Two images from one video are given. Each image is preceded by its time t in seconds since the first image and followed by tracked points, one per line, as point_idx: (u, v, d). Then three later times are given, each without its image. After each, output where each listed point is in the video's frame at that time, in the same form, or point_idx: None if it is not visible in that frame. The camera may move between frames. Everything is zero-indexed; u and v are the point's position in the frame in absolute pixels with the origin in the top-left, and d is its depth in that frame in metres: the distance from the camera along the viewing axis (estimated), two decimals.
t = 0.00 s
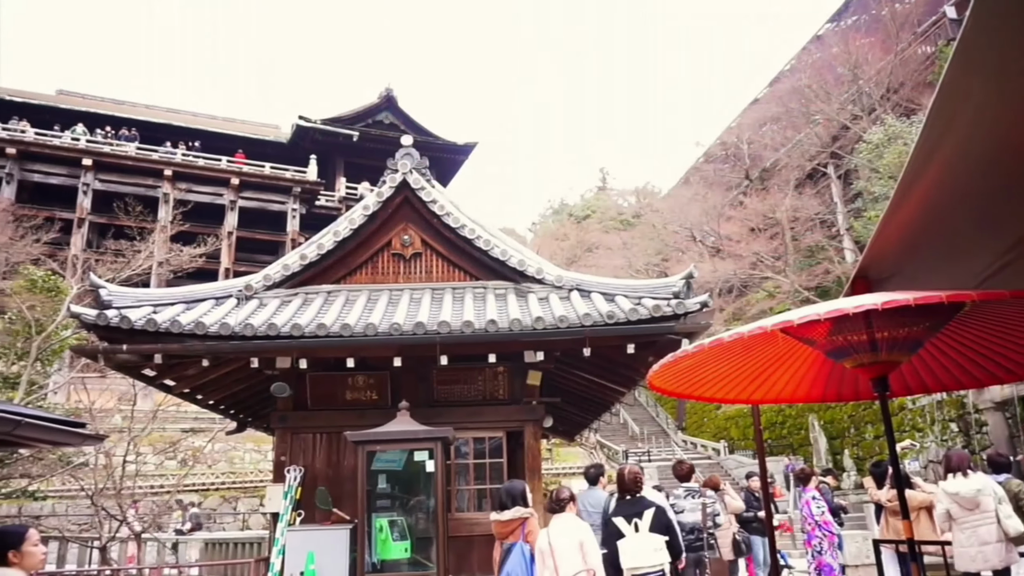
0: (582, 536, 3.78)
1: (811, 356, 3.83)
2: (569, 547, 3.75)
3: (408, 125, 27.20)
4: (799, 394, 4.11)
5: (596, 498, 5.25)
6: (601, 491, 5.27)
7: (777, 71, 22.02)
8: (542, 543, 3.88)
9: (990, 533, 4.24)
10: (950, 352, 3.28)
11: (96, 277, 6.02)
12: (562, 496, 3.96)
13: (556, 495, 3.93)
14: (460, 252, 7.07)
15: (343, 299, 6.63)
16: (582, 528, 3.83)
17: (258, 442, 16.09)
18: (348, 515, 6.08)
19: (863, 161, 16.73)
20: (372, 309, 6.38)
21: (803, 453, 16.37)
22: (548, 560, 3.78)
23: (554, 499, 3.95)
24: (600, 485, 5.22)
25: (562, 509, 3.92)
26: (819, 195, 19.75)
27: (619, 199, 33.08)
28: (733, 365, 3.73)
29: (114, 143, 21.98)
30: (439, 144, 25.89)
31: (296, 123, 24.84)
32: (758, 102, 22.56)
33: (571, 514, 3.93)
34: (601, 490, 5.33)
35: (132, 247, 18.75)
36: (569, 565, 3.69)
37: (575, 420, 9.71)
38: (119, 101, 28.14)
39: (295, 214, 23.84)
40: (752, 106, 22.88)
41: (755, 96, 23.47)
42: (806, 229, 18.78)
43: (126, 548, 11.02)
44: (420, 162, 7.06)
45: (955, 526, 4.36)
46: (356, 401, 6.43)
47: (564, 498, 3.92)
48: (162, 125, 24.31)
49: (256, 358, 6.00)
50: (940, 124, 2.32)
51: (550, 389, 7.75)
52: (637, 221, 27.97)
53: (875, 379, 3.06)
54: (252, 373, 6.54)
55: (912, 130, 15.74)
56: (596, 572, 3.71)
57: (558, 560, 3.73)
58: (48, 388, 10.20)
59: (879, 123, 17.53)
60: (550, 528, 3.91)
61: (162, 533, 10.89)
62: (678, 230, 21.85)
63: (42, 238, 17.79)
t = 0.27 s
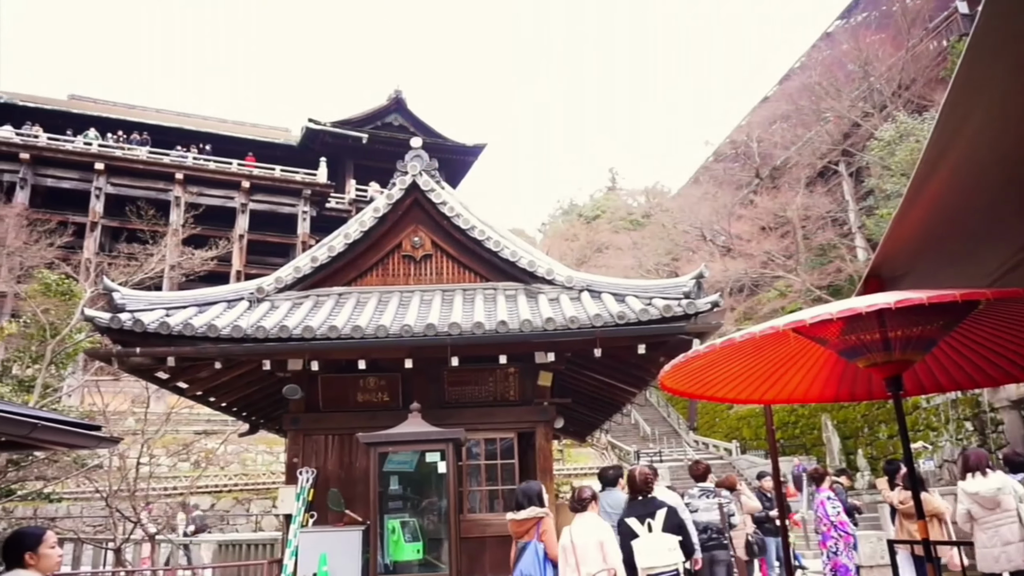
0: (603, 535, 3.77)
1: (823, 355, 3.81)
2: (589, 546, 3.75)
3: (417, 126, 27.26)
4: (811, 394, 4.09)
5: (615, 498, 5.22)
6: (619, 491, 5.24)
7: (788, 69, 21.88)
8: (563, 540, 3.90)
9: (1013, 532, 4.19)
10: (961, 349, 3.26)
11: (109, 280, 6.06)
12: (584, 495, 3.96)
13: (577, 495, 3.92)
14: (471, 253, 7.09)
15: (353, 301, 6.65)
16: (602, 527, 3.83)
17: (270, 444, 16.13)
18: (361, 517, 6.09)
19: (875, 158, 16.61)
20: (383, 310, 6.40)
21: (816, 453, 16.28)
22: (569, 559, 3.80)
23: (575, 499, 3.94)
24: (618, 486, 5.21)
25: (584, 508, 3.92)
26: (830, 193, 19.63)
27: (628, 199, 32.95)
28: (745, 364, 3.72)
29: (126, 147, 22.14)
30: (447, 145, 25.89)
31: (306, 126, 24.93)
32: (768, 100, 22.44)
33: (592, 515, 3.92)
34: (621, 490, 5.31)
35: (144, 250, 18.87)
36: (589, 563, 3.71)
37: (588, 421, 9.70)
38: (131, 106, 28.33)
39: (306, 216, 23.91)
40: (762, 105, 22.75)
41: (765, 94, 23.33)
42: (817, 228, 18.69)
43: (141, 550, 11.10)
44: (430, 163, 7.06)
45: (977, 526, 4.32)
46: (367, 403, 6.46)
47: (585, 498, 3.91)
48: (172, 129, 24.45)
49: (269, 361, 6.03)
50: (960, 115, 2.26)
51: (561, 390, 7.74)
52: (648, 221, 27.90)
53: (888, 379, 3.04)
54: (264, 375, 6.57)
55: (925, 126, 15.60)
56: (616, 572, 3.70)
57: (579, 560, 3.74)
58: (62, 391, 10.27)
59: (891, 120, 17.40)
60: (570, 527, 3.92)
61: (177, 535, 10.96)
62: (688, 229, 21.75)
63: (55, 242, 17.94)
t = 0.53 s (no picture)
0: (624, 532, 3.78)
1: (840, 354, 3.78)
2: (611, 543, 3.77)
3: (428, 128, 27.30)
4: (827, 393, 4.07)
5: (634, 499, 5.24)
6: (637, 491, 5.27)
7: (800, 65, 21.73)
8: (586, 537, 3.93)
9: None
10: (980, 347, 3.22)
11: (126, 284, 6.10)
12: (606, 493, 3.99)
13: (601, 492, 3.97)
14: (484, 254, 7.09)
15: (367, 303, 6.66)
16: (624, 524, 3.84)
17: (285, 446, 16.17)
18: (377, 518, 6.11)
19: (890, 155, 16.47)
20: (397, 312, 6.41)
21: (832, 452, 16.16)
22: (592, 555, 3.82)
23: (598, 496, 3.98)
24: (638, 484, 5.23)
25: (607, 505, 3.95)
26: (844, 190, 19.51)
27: (641, 198, 32.85)
28: (760, 363, 3.70)
29: (140, 152, 22.33)
30: (458, 146, 25.90)
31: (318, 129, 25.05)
32: (780, 97, 22.30)
33: (615, 512, 3.94)
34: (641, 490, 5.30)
35: (159, 254, 19.03)
36: (612, 560, 3.72)
37: (604, 421, 9.68)
38: (144, 111, 28.58)
39: (319, 219, 23.96)
40: (774, 102, 22.61)
41: (777, 91, 23.19)
42: (832, 225, 18.58)
43: (160, 551, 11.16)
44: (442, 165, 7.07)
45: (1002, 526, 4.28)
46: (382, 404, 6.47)
47: (608, 494, 3.95)
48: (185, 134, 24.63)
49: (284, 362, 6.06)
50: (976, 111, 2.25)
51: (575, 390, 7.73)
52: (660, 220, 27.78)
53: (905, 377, 3.01)
54: (279, 377, 6.61)
55: (940, 122, 15.45)
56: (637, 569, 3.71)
57: (602, 556, 3.76)
58: (80, 395, 10.35)
59: (905, 116, 17.28)
60: (592, 524, 3.94)
61: (197, 536, 11.04)
62: (702, 228, 21.61)
63: (71, 247, 18.11)
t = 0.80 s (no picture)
0: (645, 530, 3.78)
1: (858, 352, 3.75)
2: (631, 541, 3.76)
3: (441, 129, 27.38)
4: (845, 391, 4.03)
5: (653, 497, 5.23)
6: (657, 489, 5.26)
7: (814, 61, 21.56)
8: (607, 535, 3.93)
9: None
10: (1002, 343, 3.18)
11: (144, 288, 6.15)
12: (625, 492, 3.98)
13: (620, 491, 3.96)
14: (498, 255, 7.10)
15: (382, 305, 6.68)
16: (644, 522, 3.84)
17: (302, 447, 16.25)
18: (393, 518, 6.13)
19: (906, 150, 16.30)
20: (412, 313, 6.42)
21: (851, 450, 16.02)
22: (613, 553, 3.83)
23: (617, 495, 3.98)
24: (657, 484, 5.22)
25: (626, 504, 3.94)
26: (860, 186, 19.34)
27: (654, 197, 32.74)
28: (777, 361, 3.68)
29: (156, 156, 22.56)
30: (471, 146, 25.95)
31: (331, 131, 25.19)
32: (794, 93, 22.15)
33: (634, 510, 3.93)
34: (660, 489, 5.29)
35: (176, 258, 19.22)
36: (632, 558, 3.71)
37: (622, 421, 9.66)
38: (160, 116, 28.87)
39: (333, 221, 24.06)
40: (789, 98, 22.45)
41: (791, 87, 23.02)
42: (848, 221, 18.44)
43: (180, 552, 11.26)
44: (456, 165, 7.09)
45: None
46: (398, 405, 6.48)
47: (628, 493, 3.94)
48: (200, 138, 24.85)
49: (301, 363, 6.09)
50: (1000, 102, 2.23)
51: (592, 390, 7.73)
52: (674, 218, 27.66)
53: (925, 375, 2.98)
54: (296, 378, 6.64)
55: (957, 116, 15.27)
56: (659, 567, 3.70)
57: (622, 555, 3.77)
58: (101, 398, 10.47)
59: (921, 110, 17.11)
60: (612, 523, 3.93)
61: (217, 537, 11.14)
62: (716, 226, 21.46)
63: (90, 251, 18.32)
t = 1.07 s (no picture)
0: (662, 529, 3.82)
1: (874, 349, 3.70)
2: (648, 540, 3.80)
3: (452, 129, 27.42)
4: (860, 389, 3.99)
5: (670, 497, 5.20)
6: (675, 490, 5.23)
7: (828, 57, 21.37)
8: (622, 535, 3.98)
9: None
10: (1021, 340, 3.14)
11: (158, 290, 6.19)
12: (641, 493, 4.00)
13: (635, 492, 3.99)
14: (510, 254, 7.09)
15: (394, 305, 6.68)
16: (660, 522, 3.87)
17: (317, 447, 16.33)
18: (407, 518, 6.14)
19: (922, 146, 16.12)
20: (424, 313, 6.43)
21: (866, 449, 15.89)
22: (629, 553, 3.87)
23: (631, 496, 4.00)
24: (671, 484, 5.19)
25: (641, 505, 3.96)
26: (875, 183, 19.17)
27: (666, 195, 32.64)
28: (792, 359, 3.64)
29: (170, 159, 22.73)
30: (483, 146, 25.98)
31: (343, 133, 25.31)
32: (808, 90, 21.98)
33: (649, 510, 3.96)
34: (674, 489, 5.27)
35: (190, 260, 19.35)
36: (648, 557, 3.76)
37: (636, 421, 9.63)
38: (174, 119, 29.08)
39: (345, 222, 24.14)
40: (802, 94, 22.26)
41: (804, 84, 22.84)
42: (862, 218, 18.28)
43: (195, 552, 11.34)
44: (467, 165, 7.08)
45: None
46: (411, 405, 6.47)
47: (642, 494, 3.96)
48: (213, 140, 25.00)
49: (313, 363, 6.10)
50: (1010, 116, 2.26)
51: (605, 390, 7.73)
52: (687, 217, 27.54)
53: (943, 373, 2.93)
54: (309, 379, 6.66)
55: (975, 111, 15.07)
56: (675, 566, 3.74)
57: (638, 556, 3.81)
58: (116, 399, 10.56)
59: (937, 106, 16.92)
60: (629, 522, 3.98)
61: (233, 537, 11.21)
62: (729, 224, 21.30)
63: (105, 254, 18.51)
